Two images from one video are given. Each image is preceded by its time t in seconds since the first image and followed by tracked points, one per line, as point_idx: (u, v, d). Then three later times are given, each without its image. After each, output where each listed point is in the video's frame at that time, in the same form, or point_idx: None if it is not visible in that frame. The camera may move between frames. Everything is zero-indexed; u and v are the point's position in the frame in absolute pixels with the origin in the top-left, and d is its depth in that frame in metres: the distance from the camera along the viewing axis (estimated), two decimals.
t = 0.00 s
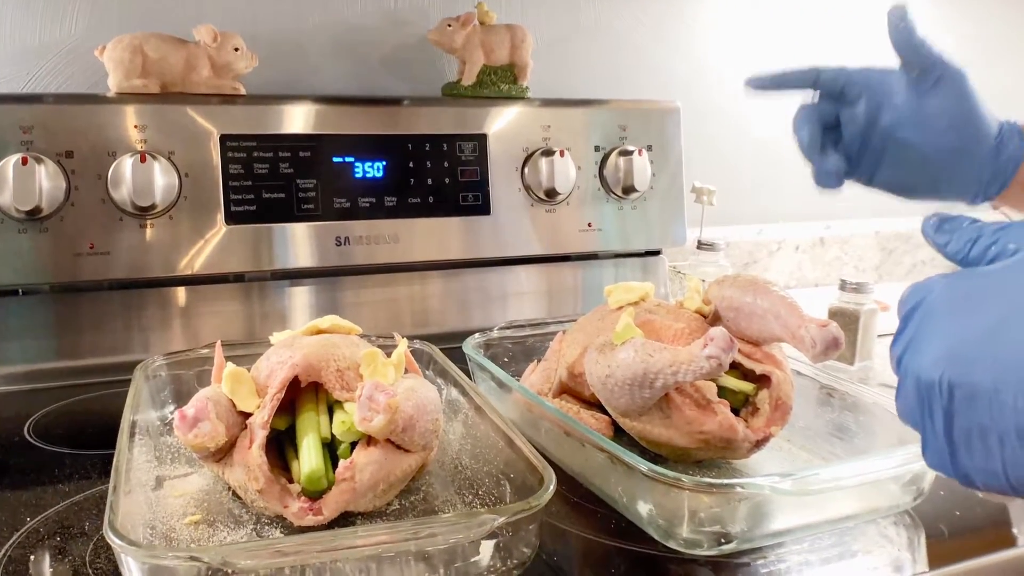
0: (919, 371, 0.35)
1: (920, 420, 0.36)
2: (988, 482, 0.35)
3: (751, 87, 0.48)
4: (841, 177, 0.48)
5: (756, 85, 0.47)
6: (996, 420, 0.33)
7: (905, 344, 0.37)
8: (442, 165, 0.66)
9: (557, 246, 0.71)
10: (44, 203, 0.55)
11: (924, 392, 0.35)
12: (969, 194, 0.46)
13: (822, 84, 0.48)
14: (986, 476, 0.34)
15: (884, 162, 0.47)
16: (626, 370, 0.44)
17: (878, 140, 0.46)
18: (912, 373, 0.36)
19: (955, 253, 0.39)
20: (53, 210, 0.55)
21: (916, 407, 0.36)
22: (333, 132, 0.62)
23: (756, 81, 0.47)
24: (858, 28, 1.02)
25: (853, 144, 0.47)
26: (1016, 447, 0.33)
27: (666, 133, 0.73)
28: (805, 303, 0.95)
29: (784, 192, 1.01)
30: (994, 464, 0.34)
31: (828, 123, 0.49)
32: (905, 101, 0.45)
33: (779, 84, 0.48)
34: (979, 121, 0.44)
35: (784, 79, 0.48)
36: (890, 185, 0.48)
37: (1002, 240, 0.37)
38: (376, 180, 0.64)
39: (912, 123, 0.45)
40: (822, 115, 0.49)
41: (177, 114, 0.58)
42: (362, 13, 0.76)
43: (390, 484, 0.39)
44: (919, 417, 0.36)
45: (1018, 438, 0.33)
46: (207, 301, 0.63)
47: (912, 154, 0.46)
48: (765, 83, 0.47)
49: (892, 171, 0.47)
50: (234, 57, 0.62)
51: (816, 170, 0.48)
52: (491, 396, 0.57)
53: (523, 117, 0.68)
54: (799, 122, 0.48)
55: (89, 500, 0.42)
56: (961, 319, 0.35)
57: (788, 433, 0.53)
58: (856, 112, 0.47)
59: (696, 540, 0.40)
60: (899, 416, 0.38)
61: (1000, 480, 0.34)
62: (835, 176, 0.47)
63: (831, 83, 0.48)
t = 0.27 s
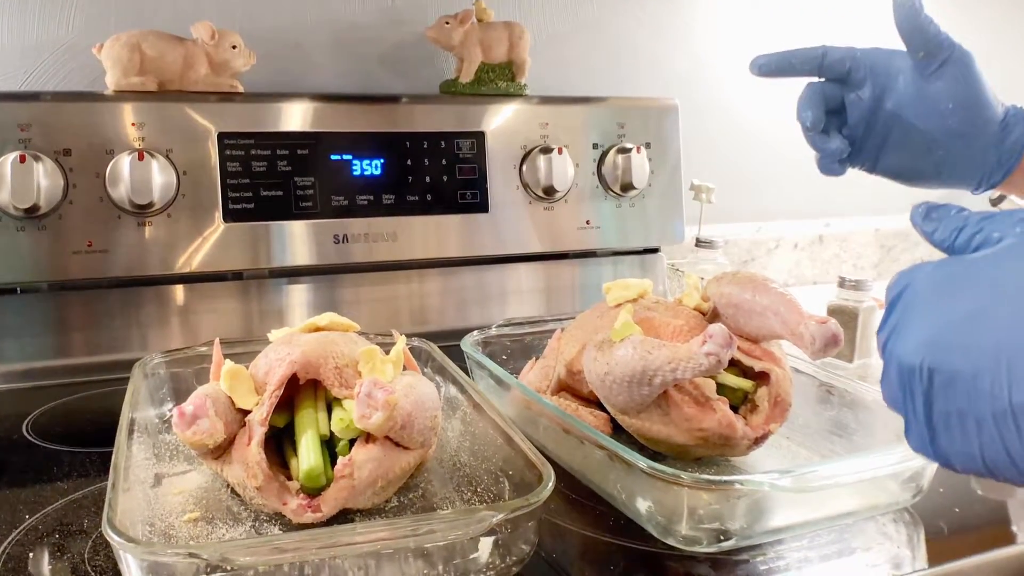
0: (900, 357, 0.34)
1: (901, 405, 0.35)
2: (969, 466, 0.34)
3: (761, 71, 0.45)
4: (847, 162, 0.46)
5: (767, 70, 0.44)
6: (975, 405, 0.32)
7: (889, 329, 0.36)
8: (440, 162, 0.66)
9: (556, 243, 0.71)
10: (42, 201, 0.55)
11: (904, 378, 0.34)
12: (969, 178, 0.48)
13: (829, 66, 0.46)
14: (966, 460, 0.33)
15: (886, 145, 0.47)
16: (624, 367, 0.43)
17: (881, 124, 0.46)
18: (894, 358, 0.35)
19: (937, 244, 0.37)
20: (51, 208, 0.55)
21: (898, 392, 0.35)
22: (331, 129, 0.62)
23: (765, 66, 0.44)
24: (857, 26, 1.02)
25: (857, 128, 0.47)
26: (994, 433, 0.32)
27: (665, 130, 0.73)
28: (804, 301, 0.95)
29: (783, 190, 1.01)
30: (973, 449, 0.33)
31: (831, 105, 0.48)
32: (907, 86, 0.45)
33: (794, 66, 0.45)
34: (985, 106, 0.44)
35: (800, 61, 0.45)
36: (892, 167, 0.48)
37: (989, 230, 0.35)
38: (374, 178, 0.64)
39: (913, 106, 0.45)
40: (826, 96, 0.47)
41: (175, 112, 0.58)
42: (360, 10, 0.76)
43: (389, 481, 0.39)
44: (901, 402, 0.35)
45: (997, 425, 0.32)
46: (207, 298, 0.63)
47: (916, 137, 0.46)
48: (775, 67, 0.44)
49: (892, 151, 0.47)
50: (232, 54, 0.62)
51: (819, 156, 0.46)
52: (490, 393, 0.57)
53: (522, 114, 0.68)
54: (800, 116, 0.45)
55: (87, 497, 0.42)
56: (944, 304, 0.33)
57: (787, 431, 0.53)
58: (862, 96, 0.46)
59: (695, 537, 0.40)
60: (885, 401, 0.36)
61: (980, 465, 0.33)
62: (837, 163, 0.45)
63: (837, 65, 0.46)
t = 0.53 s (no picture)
0: (895, 341, 0.34)
1: (895, 389, 0.34)
2: (961, 453, 0.33)
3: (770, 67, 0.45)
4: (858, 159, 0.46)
5: (776, 66, 0.44)
6: (968, 389, 0.32)
7: (886, 314, 0.35)
8: (441, 159, 0.66)
9: (557, 241, 0.70)
10: (42, 199, 0.54)
11: (899, 362, 0.34)
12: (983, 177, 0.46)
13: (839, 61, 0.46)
14: (959, 446, 0.33)
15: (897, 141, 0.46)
16: (625, 365, 0.43)
17: (893, 119, 0.45)
18: (890, 343, 0.34)
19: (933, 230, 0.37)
20: (50, 205, 0.55)
21: (893, 377, 0.34)
22: (332, 127, 0.62)
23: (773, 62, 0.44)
24: (860, 23, 1.02)
25: (869, 123, 0.46)
26: (987, 418, 0.32)
27: (666, 127, 0.73)
28: (805, 298, 0.94)
29: (784, 187, 1.01)
30: (966, 434, 0.33)
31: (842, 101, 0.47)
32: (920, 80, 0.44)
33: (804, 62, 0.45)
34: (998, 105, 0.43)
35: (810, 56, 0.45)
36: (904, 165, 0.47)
37: (986, 217, 0.34)
38: (374, 176, 0.64)
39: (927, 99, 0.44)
40: (837, 92, 0.47)
41: (176, 110, 0.58)
42: (360, 7, 0.76)
43: (389, 479, 0.38)
44: (895, 387, 0.35)
45: (990, 410, 0.31)
46: (207, 296, 0.63)
47: (928, 133, 0.44)
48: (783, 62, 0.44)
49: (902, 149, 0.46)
50: (231, 51, 0.62)
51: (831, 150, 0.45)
52: (491, 391, 0.57)
53: (523, 112, 0.68)
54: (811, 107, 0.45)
55: (87, 495, 0.42)
56: (942, 290, 0.33)
57: (789, 429, 0.53)
58: (873, 91, 0.45)
59: (696, 535, 0.40)
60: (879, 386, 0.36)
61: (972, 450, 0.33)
62: (849, 157, 0.44)
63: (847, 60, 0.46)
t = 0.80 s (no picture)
0: (898, 332, 0.34)
1: (898, 381, 0.34)
2: (966, 445, 0.33)
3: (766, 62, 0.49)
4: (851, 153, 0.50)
5: (770, 63, 0.48)
6: (972, 380, 0.32)
7: (889, 304, 0.35)
8: (440, 156, 0.66)
9: (557, 238, 0.70)
10: (40, 196, 0.54)
11: (901, 353, 0.34)
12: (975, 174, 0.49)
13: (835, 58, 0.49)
14: (963, 438, 0.33)
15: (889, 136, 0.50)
16: (625, 362, 0.43)
17: (886, 114, 0.49)
18: (892, 334, 0.34)
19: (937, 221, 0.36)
20: (49, 203, 0.55)
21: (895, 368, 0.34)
22: (331, 124, 0.62)
23: (768, 58, 0.48)
24: (861, 19, 1.01)
25: (862, 119, 0.50)
26: (992, 409, 0.31)
27: (667, 123, 0.73)
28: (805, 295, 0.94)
29: (785, 184, 1.01)
30: (970, 426, 0.33)
31: (838, 95, 0.51)
32: (913, 77, 0.48)
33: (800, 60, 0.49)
34: (989, 100, 0.46)
35: (806, 54, 0.48)
36: (897, 160, 0.51)
37: (990, 206, 0.34)
38: (374, 173, 0.64)
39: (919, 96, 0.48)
40: (832, 87, 0.51)
41: (175, 107, 0.58)
42: (359, 4, 0.76)
43: (387, 477, 0.38)
44: (898, 378, 0.35)
45: (994, 401, 0.31)
46: (207, 293, 0.63)
47: (920, 130, 0.49)
48: (778, 60, 0.48)
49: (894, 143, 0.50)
50: (230, 48, 0.61)
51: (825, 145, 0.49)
52: (490, 388, 0.57)
53: (523, 108, 0.68)
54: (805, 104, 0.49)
55: (85, 494, 0.42)
56: (945, 279, 0.33)
57: (790, 427, 0.53)
58: (868, 87, 0.49)
59: (696, 533, 0.40)
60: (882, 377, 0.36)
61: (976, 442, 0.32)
62: (840, 153, 0.49)
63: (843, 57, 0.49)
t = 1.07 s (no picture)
0: (894, 330, 0.34)
1: (895, 380, 0.34)
2: (963, 445, 0.33)
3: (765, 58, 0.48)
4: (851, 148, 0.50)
5: (769, 58, 0.48)
6: (969, 380, 0.32)
7: (885, 302, 0.35)
8: (439, 154, 0.65)
9: (557, 235, 0.70)
10: (37, 194, 0.54)
11: (898, 352, 0.34)
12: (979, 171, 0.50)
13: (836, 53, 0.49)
14: (960, 438, 0.33)
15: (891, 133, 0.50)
16: (624, 361, 0.43)
17: (887, 109, 0.49)
18: (889, 333, 0.34)
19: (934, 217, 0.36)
20: (46, 201, 0.55)
21: (892, 367, 0.34)
22: (330, 121, 0.62)
23: (767, 54, 0.48)
24: (863, 16, 1.01)
25: (863, 114, 0.50)
26: (990, 409, 0.31)
27: (668, 121, 0.72)
28: (806, 293, 0.94)
29: (785, 181, 1.00)
30: (967, 426, 0.32)
31: (838, 90, 0.51)
32: (914, 73, 0.48)
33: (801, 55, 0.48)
34: (991, 96, 0.46)
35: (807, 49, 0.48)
36: (896, 157, 0.51)
37: (987, 202, 0.34)
38: (373, 170, 0.63)
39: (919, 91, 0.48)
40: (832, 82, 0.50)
41: (173, 104, 0.58)
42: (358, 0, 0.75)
43: (384, 477, 0.38)
44: (895, 378, 0.34)
45: (993, 400, 0.31)
46: (205, 292, 0.63)
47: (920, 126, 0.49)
48: (779, 56, 0.48)
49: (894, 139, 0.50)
50: (229, 45, 0.61)
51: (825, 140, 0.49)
52: (489, 387, 0.56)
53: (523, 106, 0.67)
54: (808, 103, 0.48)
55: (82, 493, 0.42)
56: (942, 276, 0.33)
57: (790, 426, 0.52)
58: (868, 83, 0.49)
59: (695, 533, 0.39)
60: (879, 376, 0.36)
61: (973, 443, 0.32)
62: (840, 148, 0.49)
63: (844, 53, 0.49)
